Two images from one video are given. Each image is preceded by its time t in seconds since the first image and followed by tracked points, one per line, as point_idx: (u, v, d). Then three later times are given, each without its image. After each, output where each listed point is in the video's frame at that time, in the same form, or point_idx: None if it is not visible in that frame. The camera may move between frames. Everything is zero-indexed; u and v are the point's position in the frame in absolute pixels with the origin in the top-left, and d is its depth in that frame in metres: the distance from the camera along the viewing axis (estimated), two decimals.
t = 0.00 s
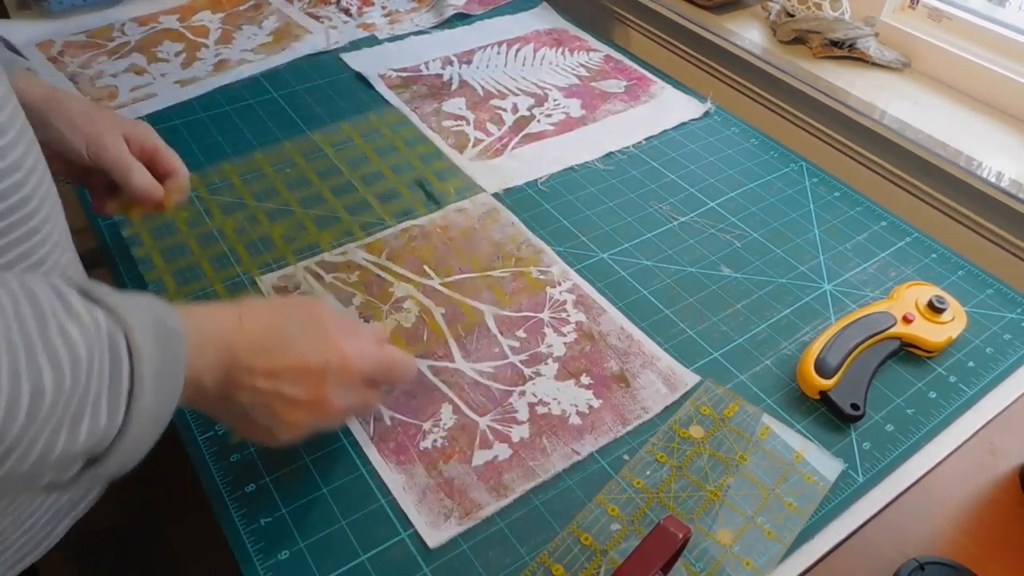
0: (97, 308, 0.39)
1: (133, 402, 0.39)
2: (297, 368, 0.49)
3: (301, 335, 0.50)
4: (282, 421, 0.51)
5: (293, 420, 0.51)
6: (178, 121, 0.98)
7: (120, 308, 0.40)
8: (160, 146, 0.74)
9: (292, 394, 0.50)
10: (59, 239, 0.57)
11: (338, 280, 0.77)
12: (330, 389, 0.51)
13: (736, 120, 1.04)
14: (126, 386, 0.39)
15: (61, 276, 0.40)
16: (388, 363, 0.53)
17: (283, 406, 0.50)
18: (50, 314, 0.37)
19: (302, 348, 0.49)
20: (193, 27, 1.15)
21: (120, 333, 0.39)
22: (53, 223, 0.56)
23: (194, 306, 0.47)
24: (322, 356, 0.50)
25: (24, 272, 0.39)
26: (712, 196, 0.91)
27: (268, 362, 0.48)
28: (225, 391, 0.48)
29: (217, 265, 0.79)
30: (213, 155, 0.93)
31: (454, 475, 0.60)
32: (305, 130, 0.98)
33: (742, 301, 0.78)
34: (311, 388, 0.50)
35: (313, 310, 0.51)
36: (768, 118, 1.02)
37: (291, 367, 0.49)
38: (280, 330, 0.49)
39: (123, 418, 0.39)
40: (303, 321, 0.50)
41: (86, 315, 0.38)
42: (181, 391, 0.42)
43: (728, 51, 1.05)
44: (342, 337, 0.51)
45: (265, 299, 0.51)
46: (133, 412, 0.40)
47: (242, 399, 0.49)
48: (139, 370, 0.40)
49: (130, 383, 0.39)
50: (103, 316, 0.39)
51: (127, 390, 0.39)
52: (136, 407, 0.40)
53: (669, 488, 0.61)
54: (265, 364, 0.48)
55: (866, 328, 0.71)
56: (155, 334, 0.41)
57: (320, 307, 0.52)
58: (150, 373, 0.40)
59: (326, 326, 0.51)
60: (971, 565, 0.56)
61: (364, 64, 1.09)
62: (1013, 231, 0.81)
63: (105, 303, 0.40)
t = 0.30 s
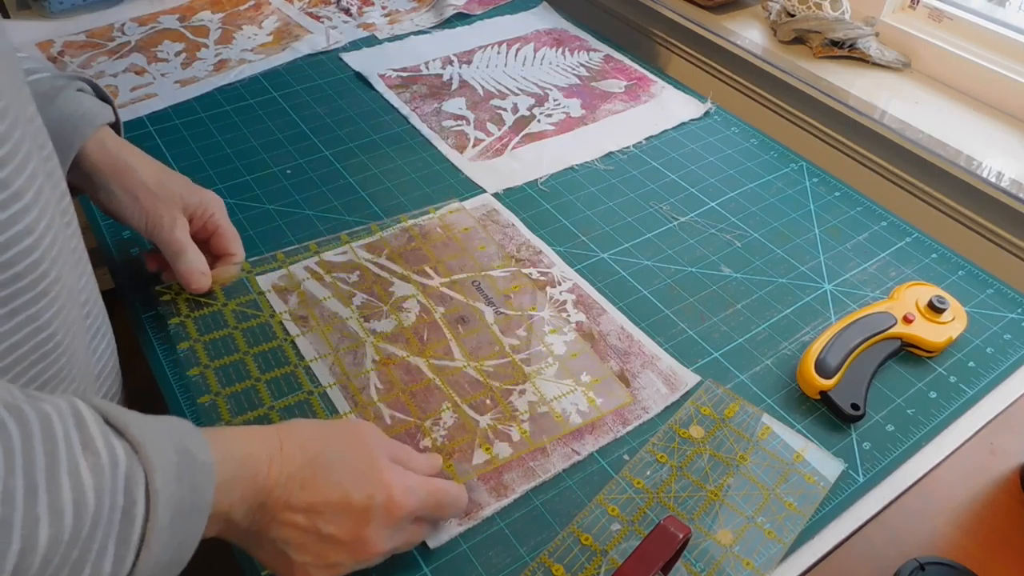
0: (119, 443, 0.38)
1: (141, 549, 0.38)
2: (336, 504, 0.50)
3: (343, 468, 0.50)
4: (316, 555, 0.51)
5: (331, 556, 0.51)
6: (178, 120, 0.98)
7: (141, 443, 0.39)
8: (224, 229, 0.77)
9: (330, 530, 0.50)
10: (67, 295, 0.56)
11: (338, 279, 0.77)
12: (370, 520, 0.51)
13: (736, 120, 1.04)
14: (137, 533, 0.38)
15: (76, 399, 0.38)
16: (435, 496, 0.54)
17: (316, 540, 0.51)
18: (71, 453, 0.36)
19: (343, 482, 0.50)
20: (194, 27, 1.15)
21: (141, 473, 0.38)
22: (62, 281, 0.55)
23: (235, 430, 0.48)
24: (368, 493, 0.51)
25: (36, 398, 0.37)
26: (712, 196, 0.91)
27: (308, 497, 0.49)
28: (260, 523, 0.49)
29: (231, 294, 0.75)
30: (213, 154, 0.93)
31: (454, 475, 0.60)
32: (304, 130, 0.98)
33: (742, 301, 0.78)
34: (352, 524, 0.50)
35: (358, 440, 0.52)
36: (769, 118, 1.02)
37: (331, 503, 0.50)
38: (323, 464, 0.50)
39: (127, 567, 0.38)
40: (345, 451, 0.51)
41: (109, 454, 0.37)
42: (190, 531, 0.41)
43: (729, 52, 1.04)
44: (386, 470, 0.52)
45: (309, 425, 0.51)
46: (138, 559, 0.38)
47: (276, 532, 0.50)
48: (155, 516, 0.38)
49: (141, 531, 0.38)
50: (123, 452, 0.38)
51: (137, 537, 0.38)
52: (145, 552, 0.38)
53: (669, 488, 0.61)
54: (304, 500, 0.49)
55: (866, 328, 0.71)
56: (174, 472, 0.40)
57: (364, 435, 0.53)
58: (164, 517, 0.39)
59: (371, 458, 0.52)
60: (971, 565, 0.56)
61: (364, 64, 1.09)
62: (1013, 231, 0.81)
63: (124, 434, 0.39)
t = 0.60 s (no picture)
0: (143, 449, 0.38)
1: (166, 555, 0.38)
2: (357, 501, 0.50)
3: (363, 466, 0.51)
4: (338, 552, 0.51)
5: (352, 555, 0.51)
6: (178, 120, 0.98)
7: (165, 448, 0.38)
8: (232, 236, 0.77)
9: (351, 528, 0.50)
10: (78, 307, 0.56)
11: (338, 279, 0.77)
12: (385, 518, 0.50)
13: (736, 120, 1.04)
14: (162, 538, 0.37)
15: (99, 406, 0.38)
16: (455, 491, 0.54)
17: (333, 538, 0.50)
18: (95, 462, 0.35)
19: (365, 480, 0.50)
20: (194, 27, 1.15)
21: (165, 478, 0.38)
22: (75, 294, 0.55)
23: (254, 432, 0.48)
24: (389, 490, 0.50)
25: (60, 407, 0.37)
26: (712, 196, 0.91)
27: (329, 494, 0.49)
28: (284, 523, 0.49)
29: (240, 297, 0.75)
30: (213, 154, 0.93)
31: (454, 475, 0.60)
32: (304, 129, 0.98)
33: (742, 301, 0.78)
34: (376, 520, 0.50)
35: (375, 437, 0.52)
36: (768, 118, 1.02)
37: (353, 500, 0.50)
38: (342, 462, 0.50)
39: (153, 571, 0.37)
40: (364, 449, 0.51)
41: (133, 461, 0.37)
42: (215, 534, 0.40)
43: (729, 52, 1.04)
44: (406, 465, 0.52)
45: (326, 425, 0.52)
46: (165, 563, 0.38)
47: (299, 531, 0.50)
48: (180, 521, 0.38)
49: (166, 536, 0.38)
50: (146, 458, 0.37)
51: (162, 542, 0.37)
52: (171, 556, 0.38)
53: (670, 488, 0.61)
54: (326, 498, 0.49)
55: (867, 329, 0.71)
56: (197, 477, 0.39)
57: (382, 432, 0.53)
58: (189, 520, 0.38)
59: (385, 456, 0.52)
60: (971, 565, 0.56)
61: (364, 64, 1.09)
62: (1014, 232, 0.80)
63: (147, 440, 0.38)
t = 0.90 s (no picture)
0: (114, 432, 0.36)
1: (143, 540, 0.36)
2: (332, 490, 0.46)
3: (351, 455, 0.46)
4: (306, 528, 0.48)
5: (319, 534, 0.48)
6: (177, 120, 0.98)
7: (139, 431, 0.36)
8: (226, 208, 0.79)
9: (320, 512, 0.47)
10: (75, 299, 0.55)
11: (338, 279, 0.77)
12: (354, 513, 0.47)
13: (736, 120, 1.04)
14: (137, 523, 0.36)
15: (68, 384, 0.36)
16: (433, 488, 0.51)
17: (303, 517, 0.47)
18: (64, 448, 0.34)
19: (346, 471, 0.46)
20: (194, 27, 1.15)
21: (139, 465, 0.36)
22: (73, 292, 0.55)
23: (237, 403, 0.44)
24: (369, 484, 0.47)
25: (28, 389, 0.35)
26: (712, 196, 0.91)
27: (306, 480, 0.45)
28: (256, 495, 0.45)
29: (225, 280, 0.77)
30: (213, 154, 0.93)
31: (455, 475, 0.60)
32: (304, 130, 0.98)
33: (742, 301, 0.78)
34: (349, 511, 0.47)
35: (371, 423, 0.48)
36: (768, 118, 1.02)
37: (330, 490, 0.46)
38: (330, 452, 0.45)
39: (131, 554, 0.36)
40: (353, 435, 0.47)
41: (104, 445, 0.35)
42: (195, 515, 0.39)
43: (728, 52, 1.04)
44: (388, 455, 0.48)
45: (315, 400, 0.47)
46: (141, 548, 0.36)
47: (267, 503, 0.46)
48: (154, 508, 0.36)
49: (142, 520, 0.36)
50: (117, 441, 0.35)
51: (137, 527, 0.36)
52: (149, 542, 0.36)
53: (670, 488, 0.61)
54: (300, 480, 0.45)
55: (867, 329, 0.71)
56: (173, 461, 0.37)
57: (379, 419, 0.49)
58: (166, 504, 0.37)
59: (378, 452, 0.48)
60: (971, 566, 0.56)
61: (364, 64, 1.09)
62: (1014, 232, 0.80)
63: (120, 421, 0.36)
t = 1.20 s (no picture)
0: None
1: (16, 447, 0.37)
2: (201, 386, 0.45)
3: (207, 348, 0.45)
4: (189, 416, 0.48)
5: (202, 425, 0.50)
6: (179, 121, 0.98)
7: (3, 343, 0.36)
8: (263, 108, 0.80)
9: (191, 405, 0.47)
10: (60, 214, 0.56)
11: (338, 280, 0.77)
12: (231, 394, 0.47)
13: (736, 120, 1.04)
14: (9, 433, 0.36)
15: None
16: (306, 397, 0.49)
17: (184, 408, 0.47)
18: None
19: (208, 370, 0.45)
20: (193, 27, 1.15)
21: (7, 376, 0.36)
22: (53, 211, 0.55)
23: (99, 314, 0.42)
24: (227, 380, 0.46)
25: None
26: (712, 196, 0.91)
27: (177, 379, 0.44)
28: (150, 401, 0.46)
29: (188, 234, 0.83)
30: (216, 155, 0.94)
31: (454, 475, 0.60)
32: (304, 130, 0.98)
33: (742, 301, 0.78)
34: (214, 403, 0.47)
35: (220, 300, 0.46)
36: (768, 118, 1.02)
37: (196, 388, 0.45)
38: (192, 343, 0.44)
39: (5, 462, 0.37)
40: (206, 334, 0.44)
41: None
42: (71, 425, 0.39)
43: (728, 52, 1.04)
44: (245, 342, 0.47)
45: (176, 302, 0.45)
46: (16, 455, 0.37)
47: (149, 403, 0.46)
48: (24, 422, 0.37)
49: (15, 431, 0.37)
50: None
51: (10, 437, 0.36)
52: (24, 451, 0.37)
53: (670, 488, 0.61)
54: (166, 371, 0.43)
55: (866, 328, 0.71)
56: (44, 372, 0.37)
57: (240, 296, 0.47)
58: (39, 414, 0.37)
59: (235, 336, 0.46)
60: (971, 565, 0.55)
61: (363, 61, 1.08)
62: (1014, 232, 0.80)
63: None
